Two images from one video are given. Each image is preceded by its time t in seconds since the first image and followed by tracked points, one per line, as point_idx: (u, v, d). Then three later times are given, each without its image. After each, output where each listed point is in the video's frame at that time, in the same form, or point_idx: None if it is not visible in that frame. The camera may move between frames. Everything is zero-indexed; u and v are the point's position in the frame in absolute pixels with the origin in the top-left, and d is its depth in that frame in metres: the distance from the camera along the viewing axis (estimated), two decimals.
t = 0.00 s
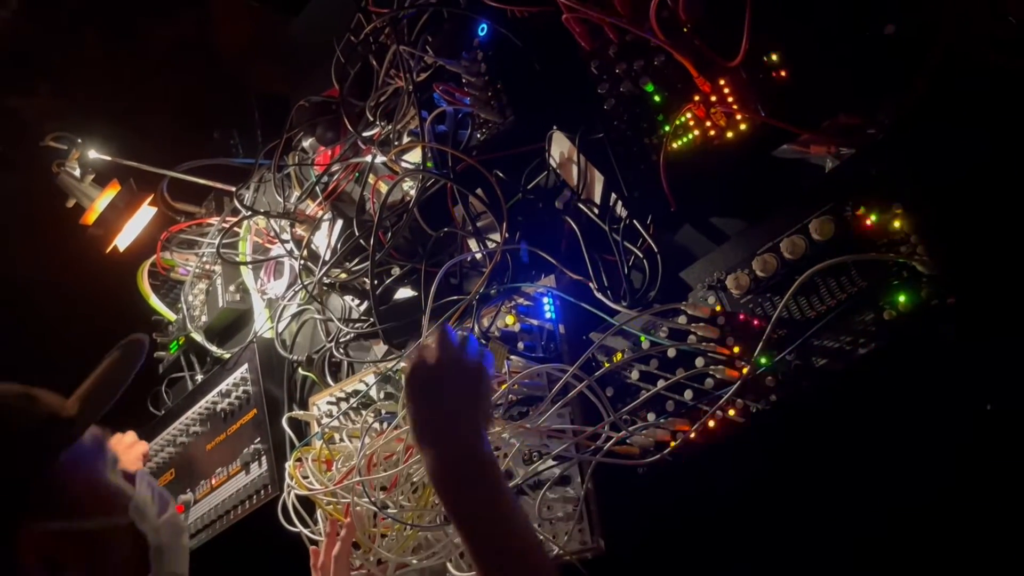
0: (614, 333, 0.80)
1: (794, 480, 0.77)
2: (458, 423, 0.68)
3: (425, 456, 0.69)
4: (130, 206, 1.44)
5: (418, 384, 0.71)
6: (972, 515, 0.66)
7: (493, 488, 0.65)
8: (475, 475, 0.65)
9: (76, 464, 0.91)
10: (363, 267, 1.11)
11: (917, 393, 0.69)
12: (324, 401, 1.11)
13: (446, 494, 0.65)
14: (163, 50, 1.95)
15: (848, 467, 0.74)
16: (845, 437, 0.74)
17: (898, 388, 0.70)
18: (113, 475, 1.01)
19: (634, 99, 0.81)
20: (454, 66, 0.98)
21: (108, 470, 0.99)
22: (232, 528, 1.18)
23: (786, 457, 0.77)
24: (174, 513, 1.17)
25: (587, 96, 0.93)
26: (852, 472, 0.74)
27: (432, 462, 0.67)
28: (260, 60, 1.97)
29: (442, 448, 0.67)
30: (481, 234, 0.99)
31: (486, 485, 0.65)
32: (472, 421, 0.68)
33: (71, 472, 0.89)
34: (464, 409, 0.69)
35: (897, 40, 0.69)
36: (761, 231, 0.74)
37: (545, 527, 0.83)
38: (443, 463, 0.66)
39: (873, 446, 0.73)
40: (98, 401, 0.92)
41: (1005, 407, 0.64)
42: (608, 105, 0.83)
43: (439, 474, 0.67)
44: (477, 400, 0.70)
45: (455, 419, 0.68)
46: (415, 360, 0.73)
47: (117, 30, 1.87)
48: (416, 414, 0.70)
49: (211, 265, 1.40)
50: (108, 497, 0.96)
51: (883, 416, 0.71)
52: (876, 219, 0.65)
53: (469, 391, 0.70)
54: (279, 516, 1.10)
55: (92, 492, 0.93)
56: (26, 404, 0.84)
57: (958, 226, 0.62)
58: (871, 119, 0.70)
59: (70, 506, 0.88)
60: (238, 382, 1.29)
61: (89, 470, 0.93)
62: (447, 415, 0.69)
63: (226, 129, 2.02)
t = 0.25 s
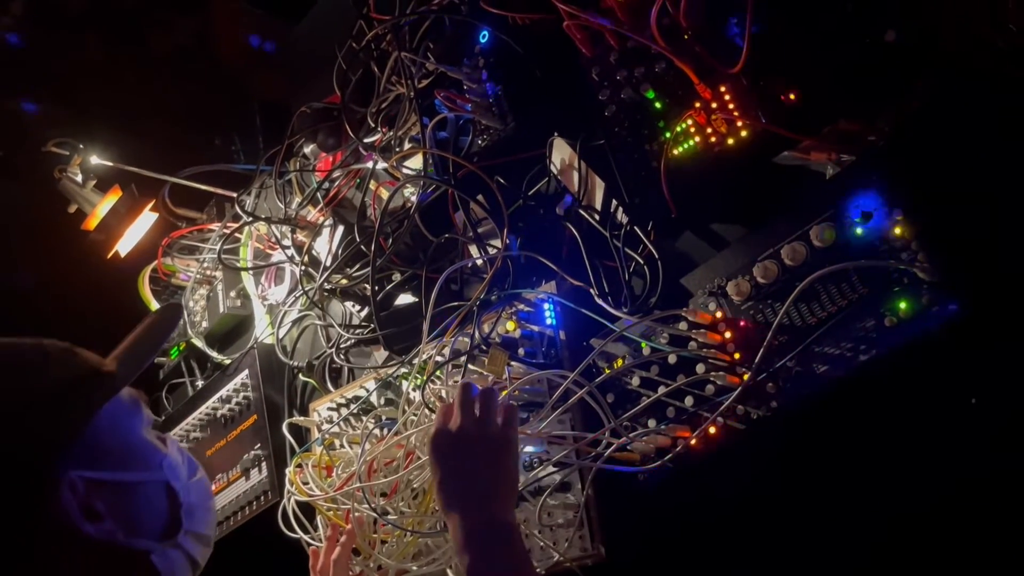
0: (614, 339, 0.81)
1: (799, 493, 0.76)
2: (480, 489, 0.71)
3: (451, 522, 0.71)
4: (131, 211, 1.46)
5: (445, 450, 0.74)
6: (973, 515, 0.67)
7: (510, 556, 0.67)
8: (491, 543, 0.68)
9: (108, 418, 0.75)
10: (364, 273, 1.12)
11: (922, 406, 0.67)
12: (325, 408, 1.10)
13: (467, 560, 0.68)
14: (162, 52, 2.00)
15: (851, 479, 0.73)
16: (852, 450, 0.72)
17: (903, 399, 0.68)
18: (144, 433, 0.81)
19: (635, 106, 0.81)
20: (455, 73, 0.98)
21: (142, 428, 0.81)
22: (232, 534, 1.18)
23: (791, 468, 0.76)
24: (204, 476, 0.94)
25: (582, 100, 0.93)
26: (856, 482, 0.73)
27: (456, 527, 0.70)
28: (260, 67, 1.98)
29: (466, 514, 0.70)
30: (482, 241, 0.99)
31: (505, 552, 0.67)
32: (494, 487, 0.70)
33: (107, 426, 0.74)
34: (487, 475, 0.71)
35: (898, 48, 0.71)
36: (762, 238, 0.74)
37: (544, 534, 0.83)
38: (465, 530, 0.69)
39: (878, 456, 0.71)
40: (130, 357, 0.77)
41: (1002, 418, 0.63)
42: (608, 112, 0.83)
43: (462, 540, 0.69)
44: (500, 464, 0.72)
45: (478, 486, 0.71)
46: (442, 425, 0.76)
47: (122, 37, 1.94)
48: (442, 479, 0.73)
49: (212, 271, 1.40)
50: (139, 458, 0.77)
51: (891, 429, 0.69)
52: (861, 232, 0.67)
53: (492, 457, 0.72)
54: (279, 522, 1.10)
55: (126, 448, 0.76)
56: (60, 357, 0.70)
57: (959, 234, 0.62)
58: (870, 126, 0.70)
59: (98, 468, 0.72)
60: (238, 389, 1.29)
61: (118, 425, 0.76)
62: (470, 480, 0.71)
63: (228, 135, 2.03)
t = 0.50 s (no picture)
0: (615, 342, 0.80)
1: (802, 494, 0.76)
2: (496, 487, 0.70)
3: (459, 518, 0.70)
4: (131, 215, 1.43)
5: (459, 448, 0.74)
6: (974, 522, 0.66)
7: (523, 553, 0.66)
8: (504, 539, 0.67)
9: (111, 411, 0.79)
10: (365, 277, 1.11)
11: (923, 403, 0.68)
12: (325, 411, 1.11)
13: (477, 554, 0.67)
14: (165, 56, 1.99)
15: (856, 479, 0.73)
16: (853, 448, 0.73)
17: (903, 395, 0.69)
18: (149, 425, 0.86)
19: (637, 108, 0.81)
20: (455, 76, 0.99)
21: (147, 420, 0.85)
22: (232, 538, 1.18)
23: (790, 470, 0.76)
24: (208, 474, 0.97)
25: (589, 104, 0.94)
26: (855, 482, 0.73)
27: (467, 522, 0.69)
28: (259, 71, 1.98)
29: (478, 508, 0.69)
30: (484, 244, 0.99)
31: (517, 550, 0.66)
32: (509, 486, 0.70)
33: (108, 419, 0.78)
34: (502, 473, 0.71)
35: (900, 51, 0.70)
36: (764, 241, 0.74)
37: (546, 538, 0.82)
38: (478, 523, 0.68)
39: (881, 456, 0.72)
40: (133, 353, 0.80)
41: (1005, 416, 0.63)
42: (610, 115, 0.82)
43: (472, 533, 0.68)
44: (516, 465, 0.72)
45: (493, 482, 0.70)
46: (456, 424, 0.76)
47: (123, 42, 1.94)
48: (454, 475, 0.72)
49: (213, 275, 1.41)
50: (141, 450, 0.81)
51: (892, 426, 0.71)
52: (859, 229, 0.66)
53: (508, 458, 0.72)
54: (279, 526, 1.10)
55: (129, 441, 0.80)
56: (65, 349, 0.74)
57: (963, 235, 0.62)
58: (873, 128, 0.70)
59: (99, 459, 0.76)
60: (239, 393, 1.29)
61: (122, 417, 0.81)
62: (484, 476, 0.71)
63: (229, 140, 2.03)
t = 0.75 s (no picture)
0: (618, 349, 0.81)
1: (802, 503, 0.76)
2: (497, 447, 0.71)
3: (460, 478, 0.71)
4: (136, 221, 1.44)
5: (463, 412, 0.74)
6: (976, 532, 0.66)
7: (522, 509, 0.66)
8: (503, 495, 0.67)
9: (108, 435, 0.79)
10: (368, 284, 1.12)
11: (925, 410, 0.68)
12: (328, 418, 1.10)
13: (476, 511, 0.67)
14: (168, 64, 1.97)
15: (858, 488, 0.73)
16: (853, 455, 0.73)
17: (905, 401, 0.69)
18: (143, 452, 0.85)
19: (639, 117, 0.81)
20: (461, 84, 1.00)
21: (141, 445, 0.85)
22: (234, 545, 1.18)
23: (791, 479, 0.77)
24: (200, 497, 0.98)
25: (591, 112, 0.94)
26: (862, 492, 0.73)
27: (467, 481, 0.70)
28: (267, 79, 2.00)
29: (479, 466, 0.70)
30: (486, 251, 0.99)
31: (516, 506, 0.66)
32: (510, 446, 0.71)
33: (106, 442, 0.78)
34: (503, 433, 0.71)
35: (902, 61, 0.71)
36: (765, 249, 0.74)
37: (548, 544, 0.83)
38: (477, 481, 0.69)
39: (881, 464, 0.72)
40: (130, 373, 0.81)
41: (1007, 421, 0.63)
42: (613, 123, 0.83)
43: (472, 492, 0.68)
44: (519, 425, 0.72)
45: (499, 445, 0.71)
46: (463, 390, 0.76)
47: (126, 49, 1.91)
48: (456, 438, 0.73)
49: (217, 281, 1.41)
50: (137, 476, 0.81)
51: (892, 433, 0.71)
52: (862, 226, 0.67)
53: (510, 419, 0.73)
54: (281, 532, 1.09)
55: (126, 466, 0.79)
56: (59, 377, 0.74)
57: (965, 246, 0.61)
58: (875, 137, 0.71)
59: (95, 488, 0.75)
60: (241, 399, 1.29)
61: (118, 441, 0.80)
62: (486, 437, 0.71)
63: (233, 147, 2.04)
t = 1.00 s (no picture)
0: (620, 356, 0.83)
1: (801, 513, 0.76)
2: (511, 416, 0.73)
3: (474, 441, 0.73)
4: (143, 225, 1.47)
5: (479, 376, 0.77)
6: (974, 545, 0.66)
7: (533, 476, 0.69)
8: (516, 459, 0.70)
9: (94, 445, 0.86)
10: (372, 289, 1.12)
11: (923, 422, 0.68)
12: (331, 422, 1.11)
13: (490, 471, 0.70)
14: (177, 68, 1.98)
15: (855, 499, 0.73)
16: (848, 467, 0.73)
17: (902, 414, 0.69)
18: (128, 462, 0.92)
19: (642, 126, 0.82)
20: (467, 92, 1.01)
21: (126, 458, 0.92)
22: (235, 547, 1.18)
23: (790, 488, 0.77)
24: (189, 504, 1.05)
25: (591, 117, 0.92)
26: (858, 502, 0.73)
27: (482, 443, 0.72)
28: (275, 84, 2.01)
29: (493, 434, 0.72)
30: (490, 258, 1.00)
31: (529, 472, 0.69)
32: (525, 415, 0.73)
33: (92, 452, 0.85)
34: (517, 404, 0.74)
35: (904, 72, 0.71)
36: (767, 259, 0.74)
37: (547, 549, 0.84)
38: (493, 443, 0.71)
39: (876, 476, 0.72)
40: (117, 383, 0.87)
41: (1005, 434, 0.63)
42: (616, 132, 0.84)
43: (486, 453, 0.71)
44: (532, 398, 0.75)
45: (514, 416, 0.73)
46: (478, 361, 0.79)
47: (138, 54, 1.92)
48: (471, 402, 0.75)
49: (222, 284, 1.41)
50: (121, 485, 0.88)
51: (889, 445, 0.71)
52: (872, 229, 0.66)
53: (526, 390, 0.75)
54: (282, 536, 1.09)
55: (111, 475, 0.87)
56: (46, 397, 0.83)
57: (964, 259, 0.62)
58: (876, 151, 0.71)
59: (75, 500, 0.82)
60: (245, 402, 1.30)
61: (104, 451, 0.88)
62: (501, 403, 0.74)
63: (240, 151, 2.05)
